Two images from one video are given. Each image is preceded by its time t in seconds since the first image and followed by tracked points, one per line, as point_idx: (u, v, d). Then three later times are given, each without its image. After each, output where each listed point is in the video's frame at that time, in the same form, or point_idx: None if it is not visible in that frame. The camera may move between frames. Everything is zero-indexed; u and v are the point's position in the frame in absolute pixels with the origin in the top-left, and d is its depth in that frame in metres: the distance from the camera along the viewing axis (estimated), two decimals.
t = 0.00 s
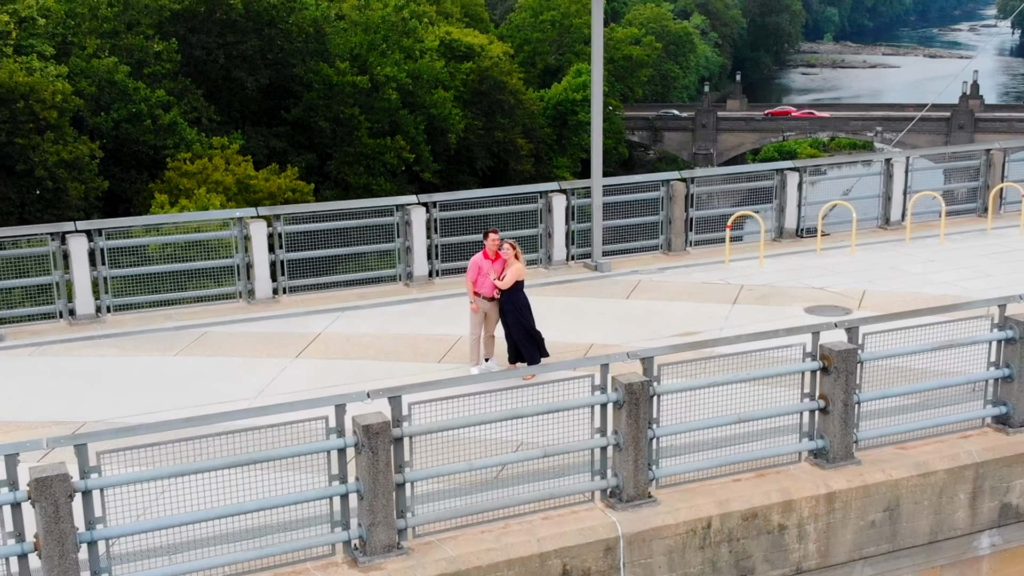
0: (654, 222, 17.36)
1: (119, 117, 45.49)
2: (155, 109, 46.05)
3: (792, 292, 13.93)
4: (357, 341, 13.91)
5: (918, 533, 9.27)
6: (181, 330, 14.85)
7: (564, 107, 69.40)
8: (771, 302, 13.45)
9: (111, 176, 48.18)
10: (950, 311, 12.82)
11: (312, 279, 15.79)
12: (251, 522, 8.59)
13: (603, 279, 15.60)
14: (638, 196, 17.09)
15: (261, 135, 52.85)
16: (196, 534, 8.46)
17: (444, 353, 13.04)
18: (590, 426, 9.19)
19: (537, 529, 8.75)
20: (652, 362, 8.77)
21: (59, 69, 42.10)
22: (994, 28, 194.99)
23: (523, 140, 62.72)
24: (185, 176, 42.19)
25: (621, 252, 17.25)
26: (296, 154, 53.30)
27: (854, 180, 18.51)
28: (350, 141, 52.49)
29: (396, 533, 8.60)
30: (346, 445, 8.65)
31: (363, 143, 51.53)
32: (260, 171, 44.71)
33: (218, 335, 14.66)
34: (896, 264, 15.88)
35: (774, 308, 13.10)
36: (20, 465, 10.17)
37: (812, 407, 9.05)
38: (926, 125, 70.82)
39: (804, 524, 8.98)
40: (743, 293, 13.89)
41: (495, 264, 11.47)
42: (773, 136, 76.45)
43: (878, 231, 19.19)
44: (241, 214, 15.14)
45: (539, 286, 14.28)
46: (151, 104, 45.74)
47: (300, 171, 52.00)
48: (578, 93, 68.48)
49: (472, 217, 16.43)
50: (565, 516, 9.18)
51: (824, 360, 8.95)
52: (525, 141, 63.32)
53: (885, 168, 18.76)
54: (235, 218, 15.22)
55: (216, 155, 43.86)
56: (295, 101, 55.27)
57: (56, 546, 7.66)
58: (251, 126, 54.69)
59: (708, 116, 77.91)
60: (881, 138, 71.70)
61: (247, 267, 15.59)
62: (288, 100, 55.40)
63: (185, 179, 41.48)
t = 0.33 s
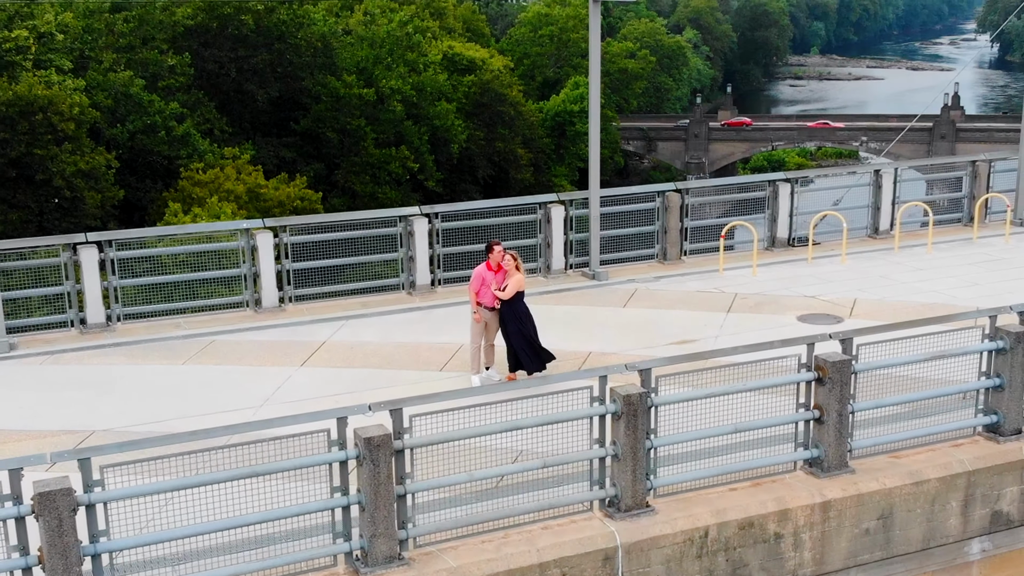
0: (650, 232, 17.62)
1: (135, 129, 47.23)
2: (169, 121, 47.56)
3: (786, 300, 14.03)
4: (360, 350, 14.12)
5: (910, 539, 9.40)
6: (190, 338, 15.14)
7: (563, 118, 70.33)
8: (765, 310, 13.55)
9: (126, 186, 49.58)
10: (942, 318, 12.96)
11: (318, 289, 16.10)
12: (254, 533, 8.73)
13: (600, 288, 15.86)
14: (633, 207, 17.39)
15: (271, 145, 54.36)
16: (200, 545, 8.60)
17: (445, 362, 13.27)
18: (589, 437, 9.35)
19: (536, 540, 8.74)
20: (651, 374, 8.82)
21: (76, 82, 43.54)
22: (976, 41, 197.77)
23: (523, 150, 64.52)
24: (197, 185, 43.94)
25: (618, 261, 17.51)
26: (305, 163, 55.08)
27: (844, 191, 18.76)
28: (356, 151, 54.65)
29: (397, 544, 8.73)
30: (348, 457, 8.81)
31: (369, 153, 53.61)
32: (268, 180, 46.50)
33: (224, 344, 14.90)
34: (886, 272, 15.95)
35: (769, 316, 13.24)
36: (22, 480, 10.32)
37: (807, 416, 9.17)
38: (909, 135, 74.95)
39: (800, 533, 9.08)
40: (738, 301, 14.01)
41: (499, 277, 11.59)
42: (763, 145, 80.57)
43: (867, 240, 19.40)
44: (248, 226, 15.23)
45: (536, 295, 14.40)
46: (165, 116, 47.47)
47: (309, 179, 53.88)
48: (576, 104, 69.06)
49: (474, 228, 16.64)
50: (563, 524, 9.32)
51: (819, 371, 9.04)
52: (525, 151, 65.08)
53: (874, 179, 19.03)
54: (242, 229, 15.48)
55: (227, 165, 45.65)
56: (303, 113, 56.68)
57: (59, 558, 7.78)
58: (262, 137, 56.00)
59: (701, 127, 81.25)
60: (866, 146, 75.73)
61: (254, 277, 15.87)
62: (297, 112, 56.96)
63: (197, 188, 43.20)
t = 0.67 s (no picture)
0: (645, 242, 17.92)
1: (149, 140, 48.01)
2: (183, 133, 48.37)
3: (779, 309, 14.10)
4: (362, 359, 14.27)
5: (904, 549, 9.50)
6: (196, 348, 15.30)
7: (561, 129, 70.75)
8: (758, 319, 13.65)
9: (141, 195, 50.35)
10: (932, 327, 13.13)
11: (322, 298, 16.40)
12: (253, 547, 8.84)
13: (597, 297, 16.13)
14: (629, 218, 17.69)
15: (282, 155, 54.93)
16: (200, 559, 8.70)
17: (446, 371, 13.46)
18: (588, 450, 9.46)
19: (536, 552, 8.63)
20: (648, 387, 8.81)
21: (93, 95, 44.27)
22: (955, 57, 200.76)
23: (522, 160, 65.30)
24: (209, 194, 44.84)
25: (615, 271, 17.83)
26: (314, 173, 55.78)
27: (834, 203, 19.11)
28: (363, 160, 55.08)
29: (396, 558, 8.81)
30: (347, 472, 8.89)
31: (375, 162, 54.21)
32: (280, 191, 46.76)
33: (230, 353, 15.05)
34: (875, 281, 16.11)
35: (762, 324, 13.36)
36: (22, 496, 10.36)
37: (803, 428, 9.22)
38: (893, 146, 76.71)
39: (796, 543, 9.13)
40: (731, 310, 14.09)
41: (499, 289, 11.64)
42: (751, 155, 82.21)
43: (857, 250, 19.82)
44: (255, 237, 15.51)
45: (534, 303, 14.51)
46: (178, 127, 48.36)
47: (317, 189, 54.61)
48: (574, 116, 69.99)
49: (474, 240, 16.99)
50: (562, 537, 9.42)
51: (814, 384, 9.09)
52: (524, 161, 65.92)
53: (863, 191, 19.41)
54: (249, 241, 15.74)
55: (239, 174, 46.47)
56: (312, 124, 57.44)
57: (60, 574, 7.85)
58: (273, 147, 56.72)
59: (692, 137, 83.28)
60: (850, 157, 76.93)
61: (260, 288, 16.09)
62: (305, 123, 57.80)
63: (210, 198, 44.18)
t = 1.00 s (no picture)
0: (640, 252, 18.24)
1: (164, 151, 48.75)
2: (196, 144, 49.06)
3: (771, 319, 14.34)
4: (365, 369, 14.46)
5: (897, 559, 9.58)
6: (202, 357, 15.42)
7: (560, 140, 71.20)
8: (752, 328, 13.88)
9: (156, 204, 50.92)
10: (921, 338, 13.38)
11: (325, 308, 16.59)
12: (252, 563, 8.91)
13: (594, 307, 16.40)
14: (625, 229, 18.00)
15: (291, 165, 55.97)
16: None
17: (446, 382, 13.64)
18: (586, 464, 9.43)
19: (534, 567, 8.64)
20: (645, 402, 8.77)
21: (110, 108, 44.82)
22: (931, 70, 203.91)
23: (522, 170, 65.58)
24: (222, 204, 45.46)
25: (611, 280, 18.12)
26: (322, 182, 56.58)
27: (824, 213, 19.47)
28: (372, 171, 55.98)
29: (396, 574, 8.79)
30: (344, 488, 8.94)
31: (381, 172, 54.99)
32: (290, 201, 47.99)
33: (235, 362, 15.18)
34: (865, 292, 16.44)
35: (755, 333, 13.56)
36: (20, 516, 10.43)
37: (799, 440, 9.26)
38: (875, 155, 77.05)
39: (792, 556, 9.16)
40: (725, 319, 14.29)
41: (498, 299, 11.71)
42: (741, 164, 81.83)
43: (846, 259, 20.19)
44: (260, 248, 15.75)
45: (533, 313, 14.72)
46: (192, 139, 49.09)
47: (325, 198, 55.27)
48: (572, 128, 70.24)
49: (474, 250, 17.27)
50: (560, 551, 9.43)
51: (809, 397, 9.12)
52: (524, 170, 66.29)
53: (851, 201, 19.79)
54: (254, 253, 15.99)
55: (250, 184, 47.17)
56: (322, 135, 58.37)
57: None
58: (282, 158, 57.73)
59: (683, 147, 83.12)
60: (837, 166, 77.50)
61: (265, 298, 16.31)
62: (315, 135, 59.14)
63: (222, 207, 44.80)
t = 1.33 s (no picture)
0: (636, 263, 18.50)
1: (179, 162, 49.11)
2: (209, 155, 49.37)
3: (766, 328, 14.55)
4: (367, 378, 14.53)
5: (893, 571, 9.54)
6: (207, 368, 15.45)
7: (558, 150, 71.46)
8: (746, 338, 14.02)
9: (170, 213, 51.10)
10: (912, 348, 13.55)
11: (329, 318, 16.74)
12: None
13: (592, 315, 16.51)
14: (621, 240, 18.25)
15: (301, 175, 56.13)
16: None
17: (447, 392, 13.71)
18: (585, 480, 9.31)
19: None
20: (643, 418, 8.71)
21: (128, 122, 45.13)
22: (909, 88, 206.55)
23: (522, 179, 65.66)
24: (235, 212, 45.96)
25: (607, 290, 18.37)
26: (331, 193, 56.67)
27: (815, 225, 19.77)
28: (377, 181, 56.17)
29: None
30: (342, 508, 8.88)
31: (387, 181, 55.18)
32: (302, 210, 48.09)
33: (240, 373, 15.22)
34: (856, 302, 16.69)
35: (750, 343, 13.75)
36: (14, 538, 10.32)
37: (796, 455, 9.23)
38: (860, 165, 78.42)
39: (790, 571, 9.10)
40: (719, 329, 14.47)
41: (494, 309, 11.82)
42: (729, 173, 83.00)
43: (836, 269, 20.49)
44: (264, 260, 15.81)
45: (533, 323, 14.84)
46: (205, 149, 49.39)
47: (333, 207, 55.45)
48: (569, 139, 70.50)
49: (475, 261, 17.52)
50: (559, 567, 9.32)
51: (807, 412, 9.11)
52: (524, 180, 66.42)
53: (842, 213, 20.10)
54: (258, 264, 16.03)
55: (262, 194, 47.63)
56: (329, 146, 58.84)
57: None
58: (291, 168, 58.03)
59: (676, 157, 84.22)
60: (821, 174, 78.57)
61: (269, 308, 16.37)
62: (323, 147, 59.52)
63: (235, 215, 45.30)
